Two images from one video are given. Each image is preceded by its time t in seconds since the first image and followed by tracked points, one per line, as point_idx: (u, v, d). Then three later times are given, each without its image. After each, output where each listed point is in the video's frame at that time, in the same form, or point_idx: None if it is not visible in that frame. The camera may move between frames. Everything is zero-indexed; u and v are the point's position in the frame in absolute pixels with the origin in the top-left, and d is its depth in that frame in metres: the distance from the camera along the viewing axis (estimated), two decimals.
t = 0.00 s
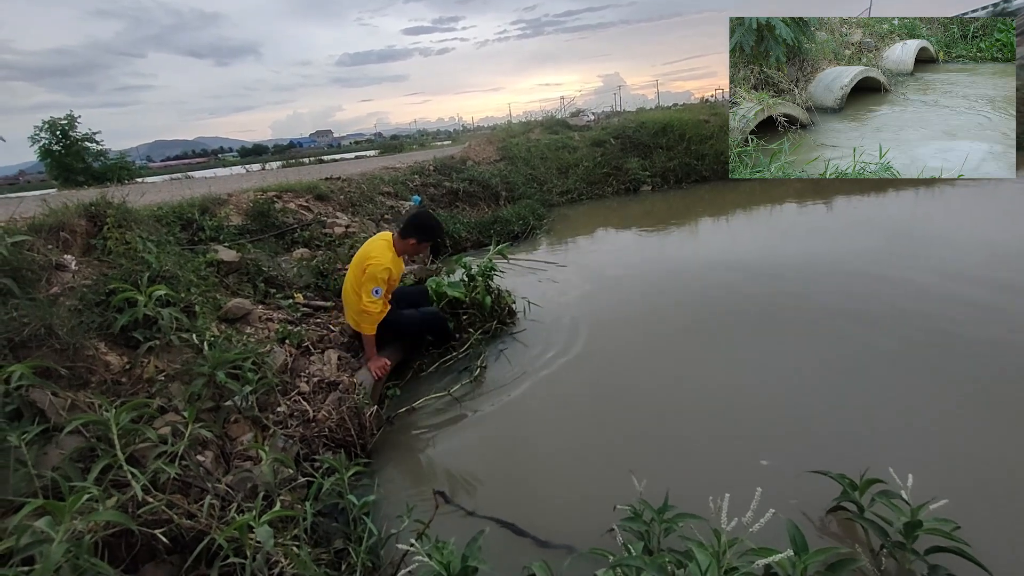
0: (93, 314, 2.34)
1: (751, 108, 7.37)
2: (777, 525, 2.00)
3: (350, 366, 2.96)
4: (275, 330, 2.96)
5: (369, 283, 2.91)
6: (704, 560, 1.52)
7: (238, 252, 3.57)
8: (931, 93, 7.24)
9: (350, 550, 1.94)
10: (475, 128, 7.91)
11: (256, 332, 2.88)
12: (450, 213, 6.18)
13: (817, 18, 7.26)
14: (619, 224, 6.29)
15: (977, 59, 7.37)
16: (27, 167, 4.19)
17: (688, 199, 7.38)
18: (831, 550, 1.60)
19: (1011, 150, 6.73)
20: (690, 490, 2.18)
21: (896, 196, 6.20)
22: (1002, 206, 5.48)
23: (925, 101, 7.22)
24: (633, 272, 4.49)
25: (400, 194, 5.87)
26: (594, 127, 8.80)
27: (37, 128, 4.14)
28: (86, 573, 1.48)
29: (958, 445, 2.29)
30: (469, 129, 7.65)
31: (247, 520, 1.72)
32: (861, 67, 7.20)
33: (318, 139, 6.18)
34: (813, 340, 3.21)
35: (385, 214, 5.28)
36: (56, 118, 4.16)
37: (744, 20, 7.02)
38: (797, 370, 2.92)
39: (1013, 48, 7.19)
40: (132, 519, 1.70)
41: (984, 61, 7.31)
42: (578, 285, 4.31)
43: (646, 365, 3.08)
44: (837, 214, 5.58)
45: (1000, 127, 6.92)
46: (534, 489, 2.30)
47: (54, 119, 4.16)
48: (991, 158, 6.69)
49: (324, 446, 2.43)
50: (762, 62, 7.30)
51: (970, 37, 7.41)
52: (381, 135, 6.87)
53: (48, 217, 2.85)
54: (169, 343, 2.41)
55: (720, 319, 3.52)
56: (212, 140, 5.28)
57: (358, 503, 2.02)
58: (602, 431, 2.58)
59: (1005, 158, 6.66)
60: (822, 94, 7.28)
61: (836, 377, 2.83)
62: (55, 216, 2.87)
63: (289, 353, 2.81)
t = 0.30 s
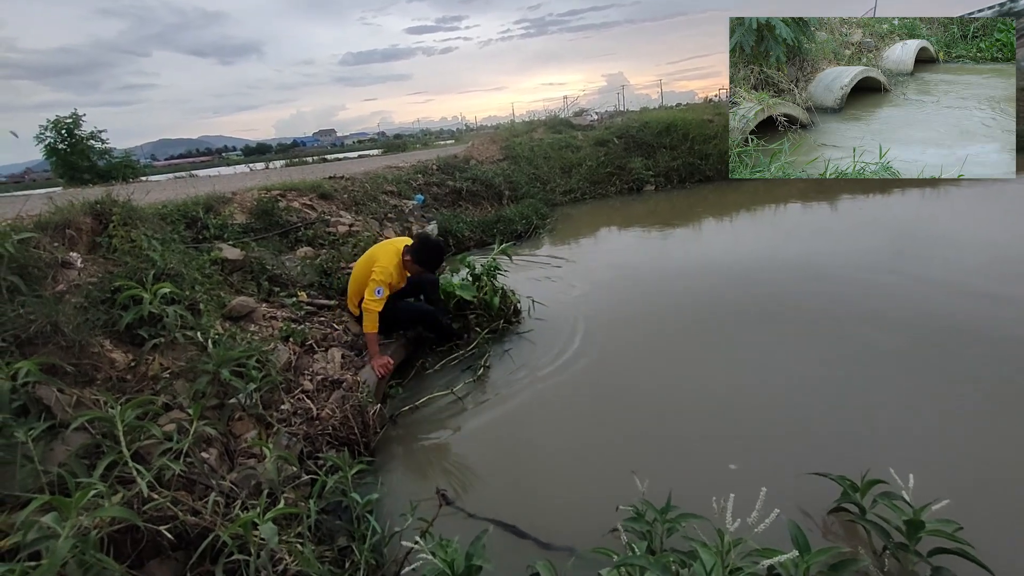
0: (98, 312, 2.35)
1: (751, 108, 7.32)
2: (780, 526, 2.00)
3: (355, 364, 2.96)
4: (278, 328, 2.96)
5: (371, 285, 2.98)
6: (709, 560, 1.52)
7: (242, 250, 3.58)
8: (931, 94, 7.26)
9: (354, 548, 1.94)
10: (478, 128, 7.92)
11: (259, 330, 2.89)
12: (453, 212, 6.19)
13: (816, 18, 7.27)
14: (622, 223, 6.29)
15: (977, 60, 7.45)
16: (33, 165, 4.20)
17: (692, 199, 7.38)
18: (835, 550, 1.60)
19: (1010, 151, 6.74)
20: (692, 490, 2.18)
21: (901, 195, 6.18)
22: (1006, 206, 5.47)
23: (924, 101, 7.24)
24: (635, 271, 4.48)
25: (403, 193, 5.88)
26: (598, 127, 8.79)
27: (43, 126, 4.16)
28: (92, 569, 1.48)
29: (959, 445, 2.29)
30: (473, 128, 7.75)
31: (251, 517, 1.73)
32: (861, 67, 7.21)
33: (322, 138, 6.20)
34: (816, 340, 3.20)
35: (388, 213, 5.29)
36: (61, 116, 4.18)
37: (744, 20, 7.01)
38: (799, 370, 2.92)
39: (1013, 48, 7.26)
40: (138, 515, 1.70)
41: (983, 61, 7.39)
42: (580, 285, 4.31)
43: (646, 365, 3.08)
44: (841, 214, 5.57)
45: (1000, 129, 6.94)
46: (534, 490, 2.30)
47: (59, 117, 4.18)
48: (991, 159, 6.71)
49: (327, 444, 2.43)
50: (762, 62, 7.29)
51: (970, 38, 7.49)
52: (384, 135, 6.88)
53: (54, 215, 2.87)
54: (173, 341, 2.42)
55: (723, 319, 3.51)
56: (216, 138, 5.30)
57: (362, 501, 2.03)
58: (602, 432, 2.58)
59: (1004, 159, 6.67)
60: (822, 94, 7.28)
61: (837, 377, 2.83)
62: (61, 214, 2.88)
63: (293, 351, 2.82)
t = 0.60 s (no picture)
0: (93, 309, 2.33)
1: (751, 108, 7.15)
2: (778, 520, 2.00)
3: (352, 361, 2.95)
4: (275, 325, 2.95)
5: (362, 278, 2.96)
6: (707, 555, 1.52)
7: (238, 247, 3.56)
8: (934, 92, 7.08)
9: (353, 545, 1.94)
10: (475, 124, 7.84)
11: (256, 328, 2.87)
12: (450, 208, 6.17)
13: (816, 18, 7.06)
14: (619, 220, 6.28)
15: (977, 59, 7.34)
16: (26, 162, 4.17)
17: (689, 195, 7.37)
18: (833, 544, 1.60)
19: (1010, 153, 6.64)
20: (690, 486, 2.18)
21: (897, 191, 6.20)
22: (1002, 202, 5.48)
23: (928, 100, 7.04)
24: (633, 268, 4.47)
25: (400, 189, 5.86)
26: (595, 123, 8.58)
27: (36, 123, 4.12)
28: (88, 568, 1.47)
29: (956, 442, 2.30)
30: (469, 124, 7.66)
31: (249, 515, 1.72)
32: (861, 67, 7.02)
33: (318, 134, 6.16)
34: (813, 336, 3.20)
35: (385, 210, 5.26)
36: (55, 112, 4.15)
37: (744, 20, 6.85)
38: (797, 367, 2.92)
39: (1014, 48, 7.20)
40: (134, 514, 1.70)
41: (983, 61, 7.29)
42: (577, 282, 4.29)
43: (645, 363, 3.06)
44: (838, 210, 5.57)
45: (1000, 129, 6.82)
46: (531, 489, 2.29)
47: (54, 113, 4.15)
48: (991, 161, 6.61)
49: (325, 441, 2.43)
50: (762, 62, 7.12)
51: (970, 37, 7.36)
52: (380, 131, 6.84)
53: (47, 212, 2.84)
54: (169, 339, 2.40)
55: (721, 316, 3.51)
56: (211, 135, 5.25)
57: (360, 498, 2.02)
58: (601, 430, 2.56)
59: (1004, 161, 6.57)
60: (822, 94, 7.08)
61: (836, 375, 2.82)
62: (55, 211, 2.85)
63: (290, 349, 2.81)
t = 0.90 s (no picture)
0: (86, 322, 2.32)
1: (751, 108, 7.20)
2: (778, 519, 2.00)
3: (349, 368, 2.93)
4: (271, 333, 2.93)
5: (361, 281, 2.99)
6: (708, 557, 1.50)
7: (233, 255, 3.55)
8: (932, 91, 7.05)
9: (352, 553, 1.92)
10: (468, 126, 7.52)
11: (252, 336, 2.86)
12: (446, 212, 6.17)
13: (817, 18, 7.09)
14: (614, 220, 6.29)
15: (977, 60, 7.32)
16: (18, 174, 4.15)
17: (684, 194, 7.39)
18: (833, 542, 1.58)
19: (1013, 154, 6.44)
20: (690, 485, 2.18)
21: (890, 187, 6.23)
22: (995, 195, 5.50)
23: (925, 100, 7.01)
24: (629, 268, 4.46)
25: (395, 194, 5.85)
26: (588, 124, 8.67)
27: (28, 133, 4.10)
28: None
29: (955, 435, 2.29)
30: (463, 127, 7.37)
31: (246, 526, 1.71)
32: (861, 67, 6.99)
33: (312, 140, 6.17)
34: (812, 333, 3.19)
35: (380, 215, 5.24)
36: (48, 123, 4.13)
37: (744, 20, 6.79)
38: (795, 363, 2.91)
39: (1014, 48, 7.12)
40: (130, 528, 1.68)
41: (983, 61, 7.26)
42: (574, 284, 4.27)
43: (644, 364, 3.05)
44: (831, 206, 5.59)
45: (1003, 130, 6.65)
46: (530, 493, 2.27)
47: (46, 124, 4.13)
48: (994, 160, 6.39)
49: (323, 449, 2.41)
50: (762, 62, 7.13)
51: (970, 37, 7.34)
52: (374, 135, 6.84)
53: (39, 224, 2.82)
54: (164, 349, 2.39)
55: (718, 315, 3.49)
56: (205, 142, 5.17)
57: (359, 506, 2.01)
58: (600, 433, 2.55)
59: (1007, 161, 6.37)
60: (822, 94, 7.06)
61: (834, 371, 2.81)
62: (46, 224, 2.83)
63: (286, 357, 2.79)
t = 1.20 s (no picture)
0: (74, 333, 2.30)
1: (751, 108, 7.25)
2: (772, 518, 2.00)
3: (342, 374, 2.91)
4: (263, 341, 2.91)
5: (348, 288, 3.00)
6: (703, 557, 1.50)
7: (223, 263, 3.52)
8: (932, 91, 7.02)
9: (348, 562, 1.91)
10: (461, 129, 7.90)
11: (243, 344, 2.83)
12: (438, 215, 6.16)
13: (817, 18, 7.13)
14: (607, 221, 6.30)
15: (977, 60, 7.20)
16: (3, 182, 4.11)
17: (674, 194, 7.42)
18: (827, 539, 1.58)
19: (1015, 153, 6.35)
20: (686, 487, 2.17)
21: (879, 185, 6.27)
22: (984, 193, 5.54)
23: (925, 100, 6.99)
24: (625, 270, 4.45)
25: (387, 198, 5.83)
26: (580, 125, 8.86)
27: (13, 143, 4.06)
28: None
29: (947, 434, 2.29)
30: (456, 129, 7.76)
31: (239, 537, 1.69)
32: (861, 66, 7.05)
33: (302, 144, 6.15)
34: (810, 333, 3.18)
35: (371, 220, 5.20)
36: (32, 131, 4.08)
37: (744, 20, 6.90)
38: (790, 363, 2.91)
39: (1014, 48, 6.99)
40: (121, 542, 1.66)
41: (983, 62, 7.13)
42: (571, 286, 4.25)
43: (640, 365, 3.03)
44: (821, 204, 5.61)
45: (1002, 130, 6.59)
46: (528, 498, 2.25)
47: (30, 132, 4.09)
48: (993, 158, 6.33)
49: (317, 457, 2.39)
50: (762, 62, 7.26)
51: (970, 37, 7.22)
52: (365, 139, 6.82)
53: (24, 235, 2.79)
54: (154, 359, 2.36)
55: (715, 316, 3.48)
56: (194, 149, 5.18)
57: (354, 513, 1.99)
58: (597, 436, 2.53)
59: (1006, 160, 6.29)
60: (822, 94, 7.15)
61: (830, 372, 2.80)
62: (32, 234, 2.80)
63: (278, 364, 2.77)
